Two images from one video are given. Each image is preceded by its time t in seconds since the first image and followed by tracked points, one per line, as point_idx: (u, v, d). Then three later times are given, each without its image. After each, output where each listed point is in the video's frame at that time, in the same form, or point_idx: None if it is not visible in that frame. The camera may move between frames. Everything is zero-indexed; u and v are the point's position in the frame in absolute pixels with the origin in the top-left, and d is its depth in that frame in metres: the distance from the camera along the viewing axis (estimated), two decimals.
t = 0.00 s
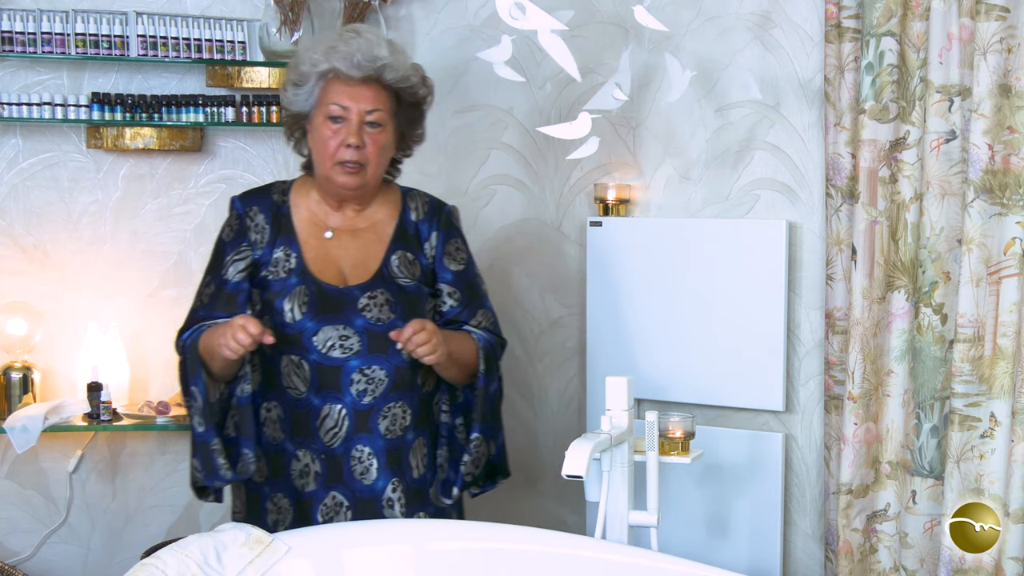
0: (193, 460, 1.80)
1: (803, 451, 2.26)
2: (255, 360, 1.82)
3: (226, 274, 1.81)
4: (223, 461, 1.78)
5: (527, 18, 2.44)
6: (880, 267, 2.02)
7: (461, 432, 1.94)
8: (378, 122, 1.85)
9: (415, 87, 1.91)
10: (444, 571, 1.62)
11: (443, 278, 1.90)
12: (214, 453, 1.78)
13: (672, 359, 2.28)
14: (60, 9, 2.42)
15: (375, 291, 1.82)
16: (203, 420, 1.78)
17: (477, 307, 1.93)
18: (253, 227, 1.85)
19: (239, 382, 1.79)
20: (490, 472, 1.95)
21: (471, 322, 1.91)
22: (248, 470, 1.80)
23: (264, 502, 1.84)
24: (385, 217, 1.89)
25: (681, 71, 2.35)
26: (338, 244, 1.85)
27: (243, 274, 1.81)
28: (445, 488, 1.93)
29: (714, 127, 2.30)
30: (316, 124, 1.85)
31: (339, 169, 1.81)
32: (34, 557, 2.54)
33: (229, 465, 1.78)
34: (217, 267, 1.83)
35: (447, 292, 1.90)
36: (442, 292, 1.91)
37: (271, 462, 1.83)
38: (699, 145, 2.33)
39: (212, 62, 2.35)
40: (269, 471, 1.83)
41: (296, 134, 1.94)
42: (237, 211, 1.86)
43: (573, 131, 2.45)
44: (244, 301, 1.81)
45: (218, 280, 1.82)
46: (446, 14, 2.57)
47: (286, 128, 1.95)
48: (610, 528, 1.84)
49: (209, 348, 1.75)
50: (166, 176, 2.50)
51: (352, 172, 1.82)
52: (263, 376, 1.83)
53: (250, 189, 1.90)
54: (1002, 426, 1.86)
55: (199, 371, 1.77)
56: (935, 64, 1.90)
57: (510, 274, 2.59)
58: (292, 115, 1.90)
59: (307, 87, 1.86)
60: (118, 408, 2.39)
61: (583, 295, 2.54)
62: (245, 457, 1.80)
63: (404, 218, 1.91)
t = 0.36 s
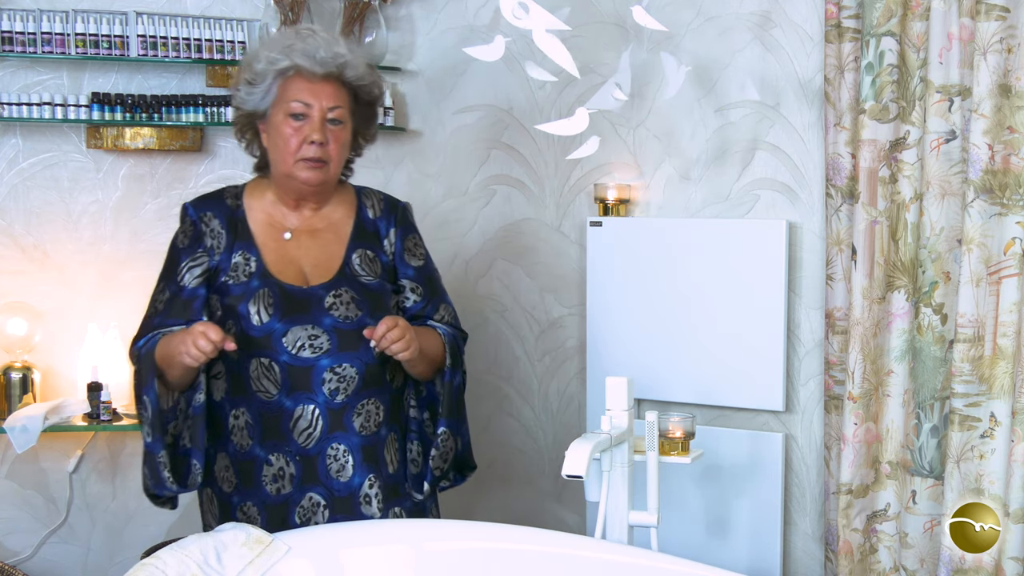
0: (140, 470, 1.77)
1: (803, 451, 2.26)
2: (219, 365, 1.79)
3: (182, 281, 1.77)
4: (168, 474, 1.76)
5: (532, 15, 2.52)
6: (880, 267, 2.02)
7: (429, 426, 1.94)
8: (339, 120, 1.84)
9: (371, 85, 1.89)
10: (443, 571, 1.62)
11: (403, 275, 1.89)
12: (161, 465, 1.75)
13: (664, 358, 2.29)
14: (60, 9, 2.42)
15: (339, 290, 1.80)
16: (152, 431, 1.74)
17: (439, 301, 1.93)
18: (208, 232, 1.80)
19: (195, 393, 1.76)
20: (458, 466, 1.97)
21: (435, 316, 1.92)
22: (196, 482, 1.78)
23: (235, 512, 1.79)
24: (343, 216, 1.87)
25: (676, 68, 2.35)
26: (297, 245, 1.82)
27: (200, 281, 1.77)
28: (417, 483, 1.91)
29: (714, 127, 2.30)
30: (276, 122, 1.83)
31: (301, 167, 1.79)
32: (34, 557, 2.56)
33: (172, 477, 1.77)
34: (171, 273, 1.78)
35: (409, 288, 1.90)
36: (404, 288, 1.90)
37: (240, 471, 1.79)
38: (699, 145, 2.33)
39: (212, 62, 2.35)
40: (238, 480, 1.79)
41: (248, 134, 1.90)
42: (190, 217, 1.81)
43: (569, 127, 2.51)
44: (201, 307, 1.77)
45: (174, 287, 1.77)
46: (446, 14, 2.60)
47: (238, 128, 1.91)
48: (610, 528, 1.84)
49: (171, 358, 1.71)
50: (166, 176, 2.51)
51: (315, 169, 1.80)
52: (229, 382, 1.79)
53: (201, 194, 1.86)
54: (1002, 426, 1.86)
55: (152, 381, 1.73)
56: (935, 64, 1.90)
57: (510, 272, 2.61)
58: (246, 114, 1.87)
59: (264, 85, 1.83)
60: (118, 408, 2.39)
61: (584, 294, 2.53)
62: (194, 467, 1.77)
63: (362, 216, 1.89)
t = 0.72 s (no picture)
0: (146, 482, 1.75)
1: (803, 451, 2.26)
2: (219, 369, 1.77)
3: (173, 288, 1.76)
4: (179, 482, 1.75)
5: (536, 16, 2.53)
6: (880, 267, 2.02)
7: (423, 421, 1.94)
8: (319, 105, 1.85)
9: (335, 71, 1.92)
10: (444, 571, 1.62)
11: (394, 269, 1.90)
12: (170, 474, 1.74)
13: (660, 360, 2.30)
14: (60, 9, 2.42)
15: (336, 287, 1.81)
16: (158, 441, 1.74)
17: (430, 294, 1.93)
18: (197, 238, 1.79)
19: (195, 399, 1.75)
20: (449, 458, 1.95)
21: (428, 309, 1.93)
22: (205, 488, 1.77)
23: (241, 516, 1.79)
24: (330, 211, 1.86)
25: (676, 68, 2.35)
26: (290, 243, 1.82)
27: (192, 287, 1.77)
28: (415, 476, 1.92)
29: (714, 127, 2.30)
30: (257, 121, 1.82)
31: (297, 156, 1.79)
32: (34, 557, 2.57)
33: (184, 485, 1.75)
34: (161, 281, 1.77)
35: (401, 282, 1.90)
36: (397, 282, 1.90)
37: (246, 474, 1.78)
38: (699, 145, 2.33)
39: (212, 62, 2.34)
40: (243, 483, 1.78)
41: (223, 143, 1.90)
42: (176, 224, 1.80)
43: (569, 129, 2.51)
44: (195, 313, 1.76)
45: (165, 295, 1.77)
46: (446, 14, 2.60)
47: (211, 138, 1.90)
48: (610, 528, 1.84)
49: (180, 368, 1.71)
50: (166, 176, 2.51)
51: (309, 156, 1.80)
52: (229, 386, 1.78)
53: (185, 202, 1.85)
54: (1002, 426, 1.86)
55: (153, 390, 1.73)
56: (935, 64, 1.90)
57: (510, 272, 2.62)
58: (219, 122, 1.86)
59: (236, 87, 1.83)
60: (118, 408, 2.39)
61: (584, 294, 2.53)
62: (204, 473, 1.76)
63: (349, 212, 1.88)
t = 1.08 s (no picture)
0: (154, 468, 1.74)
1: (803, 451, 2.26)
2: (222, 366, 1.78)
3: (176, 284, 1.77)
4: (189, 459, 1.73)
5: (535, 17, 2.53)
6: (880, 267, 2.02)
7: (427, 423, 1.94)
8: (293, 99, 1.85)
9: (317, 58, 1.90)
10: (444, 571, 1.62)
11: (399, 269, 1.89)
12: (177, 453, 1.73)
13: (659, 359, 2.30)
14: (60, 9, 2.42)
15: (337, 285, 1.80)
16: (161, 422, 1.73)
17: (436, 295, 1.93)
18: (201, 236, 1.81)
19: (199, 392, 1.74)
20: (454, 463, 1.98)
21: (433, 310, 1.92)
22: (218, 473, 1.76)
23: (240, 513, 1.80)
24: (333, 210, 1.86)
25: (675, 68, 2.35)
26: (291, 243, 1.82)
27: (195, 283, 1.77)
28: (420, 477, 1.92)
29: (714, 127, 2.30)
30: (238, 126, 1.85)
31: (274, 155, 1.80)
32: (34, 557, 2.57)
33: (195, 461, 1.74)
34: (166, 278, 1.80)
35: (406, 282, 1.90)
36: (401, 282, 1.90)
37: (245, 471, 1.79)
38: (699, 145, 2.33)
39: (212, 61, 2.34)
40: (242, 480, 1.79)
41: (226, 153, 1.93)
42: (182, 223, 1.81)
43: (569, 135, 2.51)
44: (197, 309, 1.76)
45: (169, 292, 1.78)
46: (446, 14, 2.60)
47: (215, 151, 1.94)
48: (610, 528, 1.84)
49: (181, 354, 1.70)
50: (166, 176, 2.51)
51: (286, 154, 1.80)
52: (230, 383, 1.78)
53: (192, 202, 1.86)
54: (1002, 426, 1.86)
55: (153, 373, 1.71)
56: (935, 64, 1.90)
57: (510, 272, 2.61)
58: (214, 133, 1.90)
59: (217, 97, 1.86)
60: (118, 408, 2.40)
61: (584, 294, 2.53)
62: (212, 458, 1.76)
63: (354, 211, 1.88)
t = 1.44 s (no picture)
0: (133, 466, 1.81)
1: (803, 451, 2.26)
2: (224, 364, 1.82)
3: (179, 282, 1.81)
4: (150, 464, 1.78)
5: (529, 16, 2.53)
6: (880, 267, 2.02)
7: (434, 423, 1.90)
8: (285, 104, 1.83)
9: (312, 56, 1.86)
10: (444, 571, 1.62)
11: (405, 266, 1.86)
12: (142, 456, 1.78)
13: (656, 359, 2.30)
14: (60, 9, 2.42)
15: (333, 284, 1.79)
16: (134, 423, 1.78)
17: (444, 293, 1.89)
18: (205, 235, 1.85)
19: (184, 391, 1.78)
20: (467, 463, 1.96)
21: (440, 307, 1.88)
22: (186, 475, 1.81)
23: (243, 511, 1.81)
24: (337, 209, 1.85)
25: (675, 68, 2.35)
26: (292, 242, 1.82)
27: (197, 280, 1.81)
28: (419, 478, 1.88)
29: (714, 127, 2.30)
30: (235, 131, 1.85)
31: (267, 164, 1.81)
32: (34, 557, 2.57)
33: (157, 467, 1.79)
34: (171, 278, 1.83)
35: (412, 280, 1.86)
36: (406, 280, 1.86)
37: (246, 469, 1.80)
38: (699, 145, 2.33)
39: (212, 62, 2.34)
40: (245, 478, 1.80)
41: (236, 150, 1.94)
42: (189, 223, 1.86)
43: (568, 133, 2.51)
44: (198, 307, 1.80)
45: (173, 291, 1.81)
46: (446, 14, 2.60)
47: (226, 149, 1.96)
48: (610, 528, 1.84)
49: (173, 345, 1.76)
50: (166, 176, 2.51)
51: (279, 161, 1.81)
52: (230, 381, 1.81)
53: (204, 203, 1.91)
54: (1002, 426, 1.86)
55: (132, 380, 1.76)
56: (935, 64, 1.90)
57: (510, 271, 2.62)
58: (221, 134, 1.91)
59: (217, 102, 1.87)
60: (118, 408, 2.40)
61: (584, 294, 2.53)
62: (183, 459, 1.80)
63: (359, 209, 1.86)
